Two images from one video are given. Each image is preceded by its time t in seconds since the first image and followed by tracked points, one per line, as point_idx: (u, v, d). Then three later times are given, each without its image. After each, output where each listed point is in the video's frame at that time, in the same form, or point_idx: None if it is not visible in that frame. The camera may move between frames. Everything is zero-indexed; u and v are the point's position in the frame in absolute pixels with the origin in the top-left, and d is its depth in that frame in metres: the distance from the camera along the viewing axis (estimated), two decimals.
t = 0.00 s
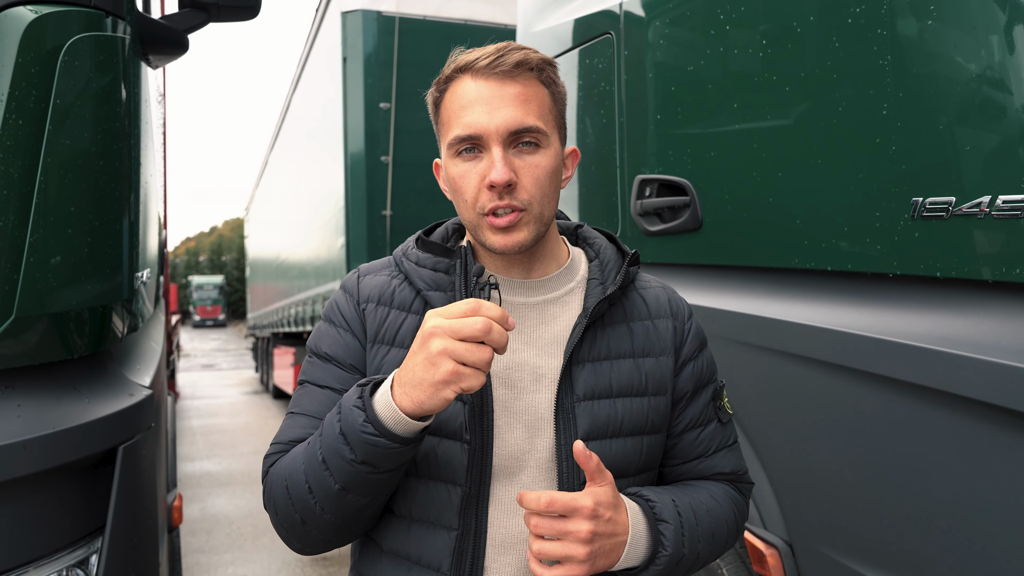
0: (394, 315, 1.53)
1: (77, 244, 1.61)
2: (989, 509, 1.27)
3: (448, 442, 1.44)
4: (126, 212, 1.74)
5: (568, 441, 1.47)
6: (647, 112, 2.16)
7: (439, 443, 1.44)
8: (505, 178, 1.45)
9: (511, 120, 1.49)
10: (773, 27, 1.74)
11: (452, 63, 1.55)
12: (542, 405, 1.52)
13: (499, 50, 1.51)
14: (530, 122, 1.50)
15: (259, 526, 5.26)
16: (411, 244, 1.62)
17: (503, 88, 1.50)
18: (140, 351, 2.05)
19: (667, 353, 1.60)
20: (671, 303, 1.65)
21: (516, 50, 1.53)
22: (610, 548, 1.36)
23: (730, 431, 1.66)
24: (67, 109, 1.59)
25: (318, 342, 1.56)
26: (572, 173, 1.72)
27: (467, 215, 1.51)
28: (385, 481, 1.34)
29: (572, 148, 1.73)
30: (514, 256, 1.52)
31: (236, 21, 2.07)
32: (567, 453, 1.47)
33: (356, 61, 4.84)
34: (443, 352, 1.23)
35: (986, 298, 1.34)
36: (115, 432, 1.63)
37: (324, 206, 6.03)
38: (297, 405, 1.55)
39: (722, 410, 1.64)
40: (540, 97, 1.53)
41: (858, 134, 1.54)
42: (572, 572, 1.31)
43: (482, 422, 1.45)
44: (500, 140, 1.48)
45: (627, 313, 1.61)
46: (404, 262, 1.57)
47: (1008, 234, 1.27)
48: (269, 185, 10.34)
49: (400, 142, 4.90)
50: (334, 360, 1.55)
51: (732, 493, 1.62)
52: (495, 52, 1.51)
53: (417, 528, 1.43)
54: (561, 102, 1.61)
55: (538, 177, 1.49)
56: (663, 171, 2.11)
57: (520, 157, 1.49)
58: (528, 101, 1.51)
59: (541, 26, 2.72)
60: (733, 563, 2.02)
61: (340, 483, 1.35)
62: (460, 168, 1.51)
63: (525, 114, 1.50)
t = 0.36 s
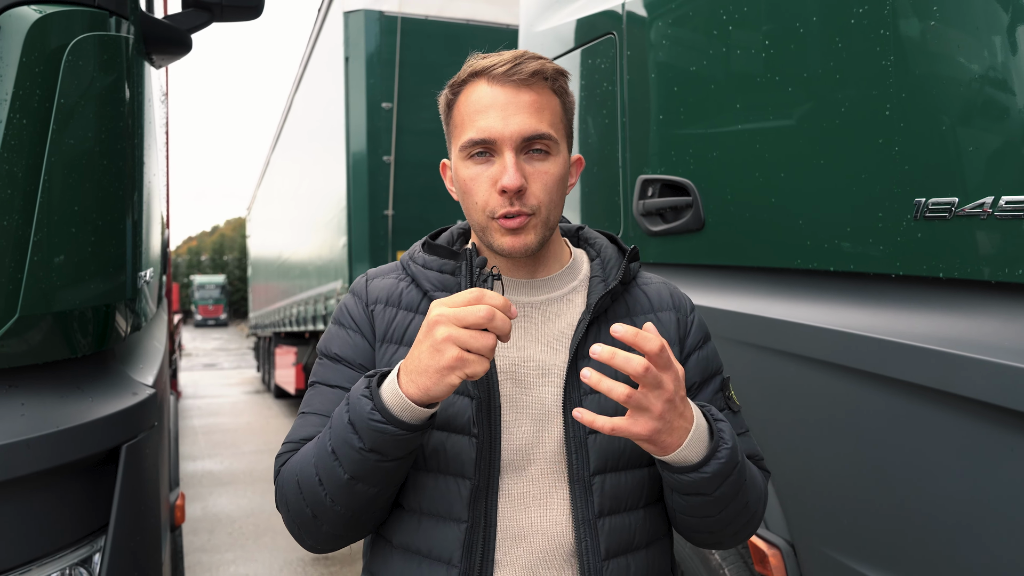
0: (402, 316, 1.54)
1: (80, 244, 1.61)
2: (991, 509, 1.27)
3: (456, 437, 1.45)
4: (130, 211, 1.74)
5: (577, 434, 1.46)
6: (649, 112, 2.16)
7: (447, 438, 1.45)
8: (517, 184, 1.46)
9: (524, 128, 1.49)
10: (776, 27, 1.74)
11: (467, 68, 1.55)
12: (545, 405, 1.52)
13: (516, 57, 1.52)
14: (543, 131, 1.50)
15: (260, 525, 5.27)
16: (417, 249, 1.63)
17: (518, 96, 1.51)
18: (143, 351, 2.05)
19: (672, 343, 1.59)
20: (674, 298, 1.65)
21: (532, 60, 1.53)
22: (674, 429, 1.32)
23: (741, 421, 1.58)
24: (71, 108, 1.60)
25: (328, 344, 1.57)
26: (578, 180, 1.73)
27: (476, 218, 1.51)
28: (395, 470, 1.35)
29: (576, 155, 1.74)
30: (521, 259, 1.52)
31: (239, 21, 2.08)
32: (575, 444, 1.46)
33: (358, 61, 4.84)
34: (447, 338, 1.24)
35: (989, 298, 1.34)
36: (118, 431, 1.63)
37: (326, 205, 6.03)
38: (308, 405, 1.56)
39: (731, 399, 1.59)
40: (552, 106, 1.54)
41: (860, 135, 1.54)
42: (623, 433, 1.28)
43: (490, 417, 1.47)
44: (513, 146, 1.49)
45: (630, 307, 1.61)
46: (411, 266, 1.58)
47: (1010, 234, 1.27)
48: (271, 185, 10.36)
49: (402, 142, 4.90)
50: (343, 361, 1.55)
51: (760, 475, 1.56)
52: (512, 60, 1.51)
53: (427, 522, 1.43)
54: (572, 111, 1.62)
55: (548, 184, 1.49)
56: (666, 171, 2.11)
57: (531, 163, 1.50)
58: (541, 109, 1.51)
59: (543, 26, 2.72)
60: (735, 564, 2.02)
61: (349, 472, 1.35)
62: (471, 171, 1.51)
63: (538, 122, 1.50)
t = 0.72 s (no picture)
0: (414, 319, 1.54)
1: (81, 243, 1.61)
2: (991, 509, 1.28)
3: (467, 435, 1.45)
4: (131, 211, 1.75)
5: (587, 430, 1.47)
6: (650, 112, 2.16)
7: (459, 437, 1.45)
8: (521, 185, 1.46)
9: (527, 131, 1.49)
10: (777, 28, 1.74)
11: (470, 75, 1.55)
12: (546, 405, 1.52)
13: (518, 63, 1.52)
14: (545, 133, 1.50)
15: (260, 524, 5.27)
16: (428, 253, 1.62)
17: (520, 101, 1.51)
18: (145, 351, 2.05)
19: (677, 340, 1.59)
20: (679, 297, 1.64)
21: (533, 67, 1.53)
22: (692, 411, 1.34)
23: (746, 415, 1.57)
24: (74, 108, 1.60)
25: (341, 348, 1.57)
26: (581, 182, 1.74)
27: (482, 221, 1.51)
28: (411, 475, 1.35)
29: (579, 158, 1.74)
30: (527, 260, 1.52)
31: (240, 20, 2.08)
32: (585, 440, 1.46)
33: (358, 60, 4.84)
34: (458, 351, 1.24)
35: (989, 298, 1.34)
36: (119, 430, 1.63)
37: (326, 205, 6.03)
38: (324, 408, 1.57)
39: (734, 395, 1.58)
40: (555, 110, 1.54)
41: (862, 135, 1.54)
42: (646, 415, 1.29)
43: (501, 417, 1.47)
44: (516, 149, 1.49)
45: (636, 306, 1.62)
46: (422, 270, 1.58)
47: (1011, 234, 1.27)
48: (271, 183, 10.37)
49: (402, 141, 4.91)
50: (357, 364, 1.55)
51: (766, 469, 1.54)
52: (514, 66, 1.52)
53: (442, 518, 1.44)
54: (574, 116, 1.62)
55: (552, 185, 1.49)
56: (667, 171, 2.11)
57: (534, 166, 1.50)
58: (544, 113, 1.51)
59: (544, 26, 2.72)
60: (735, 564, 2.02)
61: (365, 478, 1.36)
62: (477, 174, 1.51)
63: (541, 125, 1.50)
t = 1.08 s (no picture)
0: (414, 319, 1.55)
1: (73, 240, 1.60)
2: (983, 505, 1.28)
3: (466, 430, 1.47)
4: (123, 208, 1.74)
5: (578, 425, 1.46)
6: (644, 109, 2.16)
7: (457, 432, 1.47)
8: (516, 181, 1.46)
9: (518, 128, 1.49)
10: (770, 26, 1.74)
11: (460, 77, 1.55)
12: (541, 402, 1.52)
13: (506, 63, 1.52)
14: (536, 130, 1.50)
15: (252, 522, 5.26)
16: (428, 253, 1.63)
17: (510, 100, 1.51)
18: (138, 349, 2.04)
19: (671, 333, 1.57)
20: (674, 287, 1.62)
21: (520, 66, 1.53)
22: (664, 401, 1.32)
23: (746, 403, 1.57)
24: (65, 105, 1.59)
25: (348, 347, 1.59)
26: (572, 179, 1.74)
27: (479, 219, 1.51)
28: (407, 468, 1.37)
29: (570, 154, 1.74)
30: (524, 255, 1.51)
31: (232, 17, 2.08)
32: (576, 434, 1.46)
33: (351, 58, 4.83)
34: (440, 349, 1.24)
35: (981, 295, 1.35)
36: (111, 428, 1.63)
37: (318, 202, 6.01)
38: (332, 406, 1.58)
39: (734, 382, 1.57)
40: (545, 108, 1.54)
41: (855, 133, 1.55)
42: (616, 405, 1.29)
43: (497, 412, 1.48)
44: (509, 147, 1.49)
45: (630, 299, 1.61)
46: (421, 270, 1.59)
47: (1003, 232, 1.28)
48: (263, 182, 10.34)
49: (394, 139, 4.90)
50: (362, 364, 1.57)
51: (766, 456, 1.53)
52: (502, 67, 1.51)
53: (443, 509, 1.46)
54: (564, 113, 1.61)
55: (546, 181, 1.49)
56: (660, 168, 2.11)
57: (527, 163, 1.50)
58: (534, 111, 1.51)
59: (537, 23, 2.72)
60: (729, 560, 2.03)
61: (363, 472, 1.37)
62: (471, 174, 1.51)
63: (531, 122, 1.50)
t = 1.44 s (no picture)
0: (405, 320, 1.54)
1: (60, 237, 1.58)
2: (975, 500, 1.29)
3: (454, 429, 1.48)
4: (111, 205, 1.72)
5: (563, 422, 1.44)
6: (635, 105, 2.16)
7: (446, 431, 1.48)
8: (498, 180, 1.45)
9: (502, 127, 1.49)
10: (761, 22, 1.74)
11: (445, 77, 1.55)
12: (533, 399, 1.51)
13: (489, 63, 1.51)
14: (520, 128, 1.49)
15: (242, 521, 5.23)
16: (419, 252, 1.62)
17: (494, 99, 1.51)
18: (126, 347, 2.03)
19: (656, 329, 1.57)
20: (660, 282, 1.61)
21: (504, 65, 1.52)
22: (632, 408, 1.32)
23: (733, 396, 1.58)
24: (52, 100, 1.57)
25: (343, 348, 1.58)
26: (558, 175, 1.73)
27: (464, 218, 1.50)
28: (394, 468, 1.37)
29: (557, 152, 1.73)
30: (509, 253, 1.50)
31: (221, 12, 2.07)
32: (560, 430, 1.45)
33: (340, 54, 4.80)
34: (417, 356, 1.24)
35: (972, 290, 1.35)
36: (99, 427, 1.61)
37: (308, 199, 5.99)
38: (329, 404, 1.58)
39: (721, 376, 1.58)
40: (529, 106, 1.53)
41: (847, 128, 1.55)
42: (583, 416, 1.29)
43: (485, 410, 1.47)
44: (493, 145, 1.49)
45: (615, 295, 1.59)
46: (412, 269, 1.58)
47: (995, 227, 1.28)
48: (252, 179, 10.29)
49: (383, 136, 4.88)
50: (356, 364, 1.57)
51: (749, 449, 1.53)
52: (485, 65, 1.51)
53: (433, 505, 1.48)
54: (548, 111, 1.61)
55: (530, 179, 1.49)
56: (652, 164, 2.11)
57: (511, 161, 1.49)
58: (518, 109, 1.51)
59: (528, 19, 2.71)
60: (721, 556, 2.03)
61: (353, 473, 1.38)
62: (456, 173, 1.51)
63: (515, 121, 1.50)
